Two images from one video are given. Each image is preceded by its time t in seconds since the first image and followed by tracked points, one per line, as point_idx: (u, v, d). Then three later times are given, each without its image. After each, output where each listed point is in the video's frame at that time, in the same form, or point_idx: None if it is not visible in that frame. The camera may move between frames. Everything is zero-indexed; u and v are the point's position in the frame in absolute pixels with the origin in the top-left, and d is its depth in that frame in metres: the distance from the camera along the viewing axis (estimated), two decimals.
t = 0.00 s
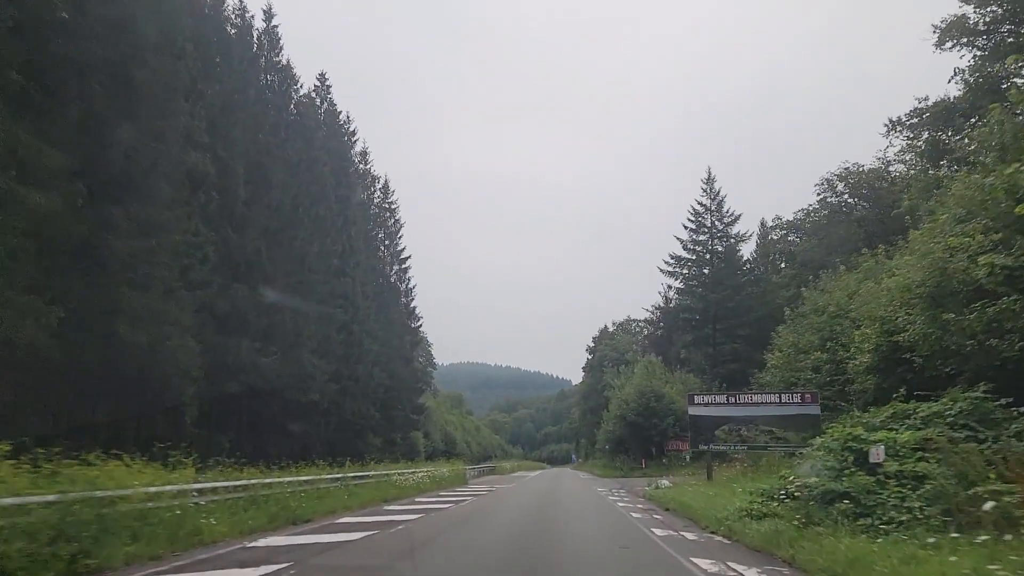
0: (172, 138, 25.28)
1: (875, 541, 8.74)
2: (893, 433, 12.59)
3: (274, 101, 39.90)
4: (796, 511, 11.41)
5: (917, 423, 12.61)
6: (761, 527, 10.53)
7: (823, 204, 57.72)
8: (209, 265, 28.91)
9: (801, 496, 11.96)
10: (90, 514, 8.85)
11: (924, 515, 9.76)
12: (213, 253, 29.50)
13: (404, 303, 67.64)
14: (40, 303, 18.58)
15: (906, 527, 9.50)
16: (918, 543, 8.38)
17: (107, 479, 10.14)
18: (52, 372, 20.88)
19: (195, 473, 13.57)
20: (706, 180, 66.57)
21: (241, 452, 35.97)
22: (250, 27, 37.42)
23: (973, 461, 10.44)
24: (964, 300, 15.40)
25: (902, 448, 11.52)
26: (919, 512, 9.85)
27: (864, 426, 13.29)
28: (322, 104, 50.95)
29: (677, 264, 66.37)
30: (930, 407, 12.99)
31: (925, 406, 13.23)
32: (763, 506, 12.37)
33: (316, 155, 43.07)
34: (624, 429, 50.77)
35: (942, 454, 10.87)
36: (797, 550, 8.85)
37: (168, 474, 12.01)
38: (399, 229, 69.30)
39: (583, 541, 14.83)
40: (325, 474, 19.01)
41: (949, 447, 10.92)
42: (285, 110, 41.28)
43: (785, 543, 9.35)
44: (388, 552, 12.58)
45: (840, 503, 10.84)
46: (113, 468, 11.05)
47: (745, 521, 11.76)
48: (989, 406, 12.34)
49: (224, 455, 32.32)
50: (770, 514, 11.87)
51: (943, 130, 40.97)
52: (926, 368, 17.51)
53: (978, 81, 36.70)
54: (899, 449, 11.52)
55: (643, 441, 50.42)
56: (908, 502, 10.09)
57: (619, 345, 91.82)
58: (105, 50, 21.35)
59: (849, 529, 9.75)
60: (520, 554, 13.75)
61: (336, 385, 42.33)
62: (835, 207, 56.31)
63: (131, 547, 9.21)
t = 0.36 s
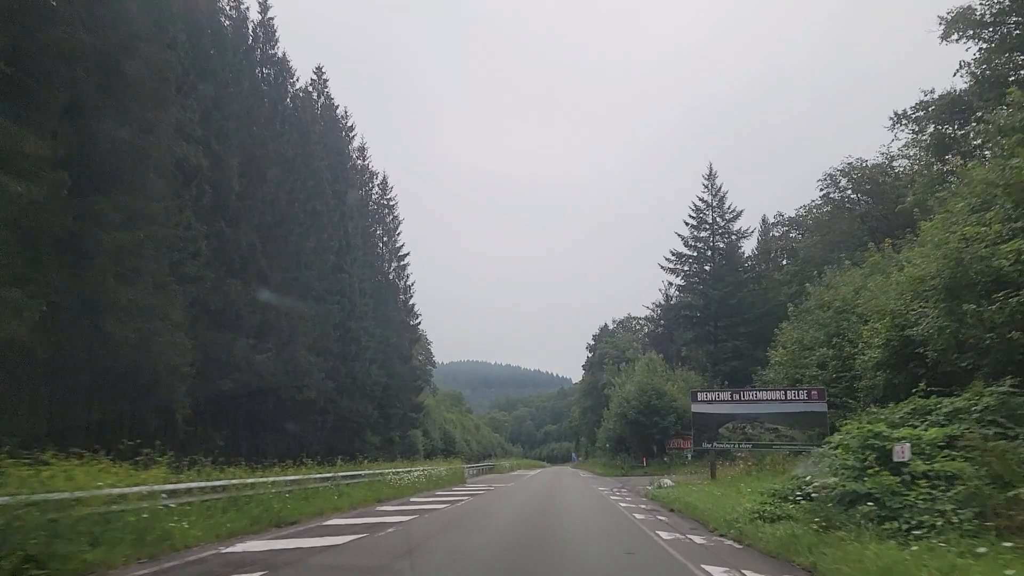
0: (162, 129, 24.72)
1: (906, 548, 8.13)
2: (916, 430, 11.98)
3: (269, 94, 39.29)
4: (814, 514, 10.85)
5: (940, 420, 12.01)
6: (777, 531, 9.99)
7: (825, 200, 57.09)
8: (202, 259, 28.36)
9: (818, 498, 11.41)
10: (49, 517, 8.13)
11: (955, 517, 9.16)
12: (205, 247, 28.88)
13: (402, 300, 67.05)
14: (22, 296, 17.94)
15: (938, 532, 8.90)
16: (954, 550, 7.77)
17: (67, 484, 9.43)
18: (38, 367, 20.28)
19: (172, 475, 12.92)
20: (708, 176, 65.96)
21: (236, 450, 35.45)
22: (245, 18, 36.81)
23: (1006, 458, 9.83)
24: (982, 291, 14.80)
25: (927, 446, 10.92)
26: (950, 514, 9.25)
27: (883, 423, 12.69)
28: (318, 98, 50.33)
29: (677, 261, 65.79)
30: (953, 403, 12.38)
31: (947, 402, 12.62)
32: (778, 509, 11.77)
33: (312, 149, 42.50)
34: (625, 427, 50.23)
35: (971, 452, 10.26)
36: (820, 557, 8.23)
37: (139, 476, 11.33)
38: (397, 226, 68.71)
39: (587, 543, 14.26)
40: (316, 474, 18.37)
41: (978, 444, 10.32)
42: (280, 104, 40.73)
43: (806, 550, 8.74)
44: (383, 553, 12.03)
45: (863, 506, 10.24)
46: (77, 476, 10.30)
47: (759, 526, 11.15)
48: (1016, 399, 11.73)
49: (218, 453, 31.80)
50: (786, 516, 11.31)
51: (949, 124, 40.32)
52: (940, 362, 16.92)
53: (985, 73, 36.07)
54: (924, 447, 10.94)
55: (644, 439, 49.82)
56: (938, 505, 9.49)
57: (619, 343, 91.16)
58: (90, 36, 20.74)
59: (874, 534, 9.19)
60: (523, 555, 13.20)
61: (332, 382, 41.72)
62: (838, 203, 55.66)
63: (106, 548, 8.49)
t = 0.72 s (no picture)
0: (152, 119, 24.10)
1: (943, 557, 7.56)
2: (941, 427, 11.42)
3: (264, 88, 38.68)
4: (834, 517, 10.27)
5: (967, 417, 11.45)
6: (797, 534, 9.40)
7: (829, 195, 56.51)
8: (194, 253, 27.77)
9: (838, 500, 10.83)
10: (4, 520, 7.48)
11: (992, 521, 8.60)
12: (198, 241, 28.30)
13: (401, 298, 66.46)
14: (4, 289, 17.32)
15: (976, 537, 8.33)
16: (998, 560, 7.21)
17: (25, 487, 8.79)
18: (22, 363, 19.66)
19: (149, 476, 12.28)
20: (709, 172, 65.33)
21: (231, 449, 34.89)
22: (239, 9, 36.15)
23: None
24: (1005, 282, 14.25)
25: (957, 445, 10.35)
26: (985, 517, 8.69)
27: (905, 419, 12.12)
28: (315, 92, 49.69)
29: (679, 258, 65.17)
30: (979, 399, 11.82)
31: (972, 397, 12.06)
32: (792, 511, 11.18)
33: (308, 143, 41.84)
34: (626, 425, 49.67)
35: (1006, 451, 9.69)
36: (848, 565, 7.68)
37: (109, 477, 10.69)
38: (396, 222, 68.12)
39: (591, 544, 13.68)
40: (305, 473, 17.73)
41: (1014, 441, 9.75)
42: (276, 97, 40.07)
43: (830, 557, 8.15)
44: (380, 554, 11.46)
45: (891, 509, 9.67)
46: (36, 478, 9.55)
47: (773, 528, 10.56)
48: None
49: (212, 452, 31.25)
50: (803, 519, 10.74)
51: (955, 117, 39.73)
52: (956, 358, 16.34)
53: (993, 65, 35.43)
54: (954, 445, 10.34)
55: (646, 437, 49.31)
56: (972, 508, 8.92)
57: (619, 340, 90.64)
58: (74, 22, 20.11)
59: (905, 539, 8.60)
60: (527, 556, 12.64)
61: (329, 380, 41.16)
62: (841, 198, 55.09)
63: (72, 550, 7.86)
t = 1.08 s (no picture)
0: (141, 109, 23.52)
1: (988, 569, 6.91)
2: (970, 423, 10.76)
3: (259, 81, 38.05)
4: (858, 522, 9.67)
5: (997, 413, 10.78)
6: (819, 541, 8.79)
7: (831, 191, 55.92)
8: (185, 248, 27.21)
9: (862, 503, 10.23)
10: None
11: None
12: (188, 235, 27.68)
13: (399, 295, 65.87)
14: None
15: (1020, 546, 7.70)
16: None
17: None
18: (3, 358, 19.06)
19: (122, 476, 11.65)
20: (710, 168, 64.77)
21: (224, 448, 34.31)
22: None
23: None
24: None
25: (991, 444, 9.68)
26: None
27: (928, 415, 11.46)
28: (312, 87, 49.07)
29: (680, 255, 64.63)
30: (1009, 395, 11.15)
31: (1001, 392, 11.40)
32: (810, 516, 10.54)
33: (304, 138, 41.23)
34: (627, 424, 49.08)
35: None
36: None
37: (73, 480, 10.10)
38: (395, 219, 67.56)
39: (593, 548, 13.06)
40: (292, 473, 17.10)
41: None
42: (272, 91, 39.49)
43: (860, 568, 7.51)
44: (374, 557, 10.88)
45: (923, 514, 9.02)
46: None
47: (790, 533, 9.92)
48: None
49: (203, 450, 30.70)
50: (822, 523, 10.14)
51: (961, 111, 39.14)
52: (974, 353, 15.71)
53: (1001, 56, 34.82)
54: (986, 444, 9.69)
55: (647, 436, 48.73)
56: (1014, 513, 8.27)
57: (619, 339, 90.07)
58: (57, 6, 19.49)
59: (940, 548, 7.96)
60: (527, 559, 12.01)
61: (325, 378, 40.56)
62: (844, 194, 54.47)
63: (24, 555, 7.23)
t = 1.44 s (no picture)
0: (129, 100, 22.88)
1: None
2: (1005, 419, 10.12)
3: (254, 74, 37.43)
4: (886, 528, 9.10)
5: None
6: (846, 549, 8.19)
7: (834, 187, 55.30)
8: (176, 243, 26.61)
9: (888, 506, 9.65)
10: None
11: None
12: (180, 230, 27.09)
13: (397, 293, 65.28)
14: None
15: None
16: None
17: None
18: None
19: (94, 476, 11.05)
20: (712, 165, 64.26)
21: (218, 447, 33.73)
22: None
23: None
24: None
25: None
26: None
27: (956, 410, 10.84)
28: (309, 81, 48.41)
29: (681, 252, 64.08)
30: None
31: None
32: (833, 521, 9.92)
33: (301, 133, 40.62)
34: (627, 423, 48.52)
35: None
36: None
37: (37, 484, 9.54)
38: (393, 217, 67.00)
39: (595, 555, 12.45)
40: (279, 474, 16.50)
41: None
42: (267, 85, 38.85)
43: None
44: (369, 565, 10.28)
45: (965, 523, 8.39)
46: None
47: (811, 538, 9.28)
48: None
49: (197, 450, 30.13)
50: (846, 529, 9.58)
51: (967, 105, 38.55)
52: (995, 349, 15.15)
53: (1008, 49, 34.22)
54: None
55: (648, 435, 48.14)
56: None
57: (619, 337, 89.51)
58: None
59: (985, 560, 7.34)
60: (528, 566, 11.39)
61: (321, 376, 39.99)
62: (848, 191, 53.83)
63: None
